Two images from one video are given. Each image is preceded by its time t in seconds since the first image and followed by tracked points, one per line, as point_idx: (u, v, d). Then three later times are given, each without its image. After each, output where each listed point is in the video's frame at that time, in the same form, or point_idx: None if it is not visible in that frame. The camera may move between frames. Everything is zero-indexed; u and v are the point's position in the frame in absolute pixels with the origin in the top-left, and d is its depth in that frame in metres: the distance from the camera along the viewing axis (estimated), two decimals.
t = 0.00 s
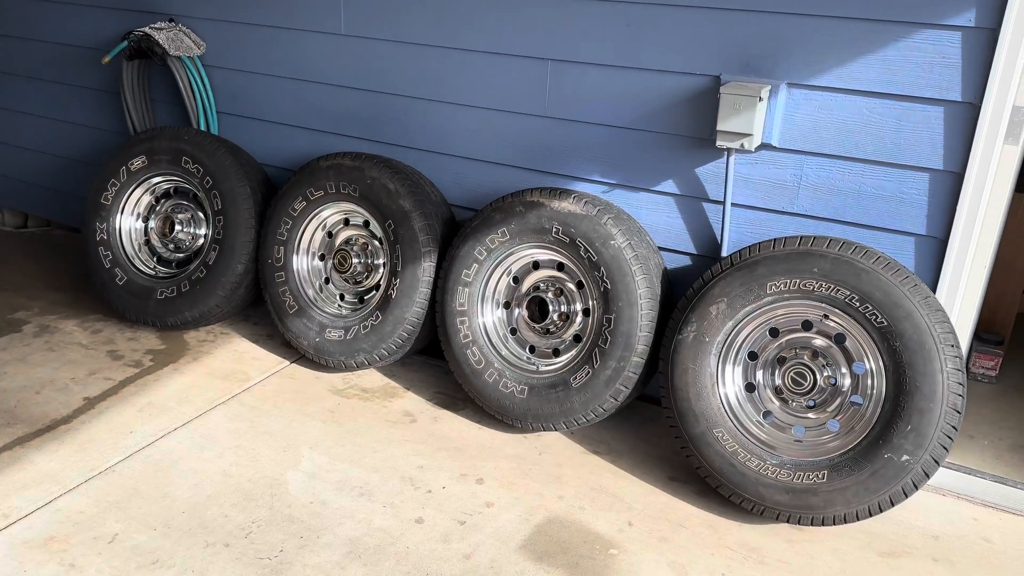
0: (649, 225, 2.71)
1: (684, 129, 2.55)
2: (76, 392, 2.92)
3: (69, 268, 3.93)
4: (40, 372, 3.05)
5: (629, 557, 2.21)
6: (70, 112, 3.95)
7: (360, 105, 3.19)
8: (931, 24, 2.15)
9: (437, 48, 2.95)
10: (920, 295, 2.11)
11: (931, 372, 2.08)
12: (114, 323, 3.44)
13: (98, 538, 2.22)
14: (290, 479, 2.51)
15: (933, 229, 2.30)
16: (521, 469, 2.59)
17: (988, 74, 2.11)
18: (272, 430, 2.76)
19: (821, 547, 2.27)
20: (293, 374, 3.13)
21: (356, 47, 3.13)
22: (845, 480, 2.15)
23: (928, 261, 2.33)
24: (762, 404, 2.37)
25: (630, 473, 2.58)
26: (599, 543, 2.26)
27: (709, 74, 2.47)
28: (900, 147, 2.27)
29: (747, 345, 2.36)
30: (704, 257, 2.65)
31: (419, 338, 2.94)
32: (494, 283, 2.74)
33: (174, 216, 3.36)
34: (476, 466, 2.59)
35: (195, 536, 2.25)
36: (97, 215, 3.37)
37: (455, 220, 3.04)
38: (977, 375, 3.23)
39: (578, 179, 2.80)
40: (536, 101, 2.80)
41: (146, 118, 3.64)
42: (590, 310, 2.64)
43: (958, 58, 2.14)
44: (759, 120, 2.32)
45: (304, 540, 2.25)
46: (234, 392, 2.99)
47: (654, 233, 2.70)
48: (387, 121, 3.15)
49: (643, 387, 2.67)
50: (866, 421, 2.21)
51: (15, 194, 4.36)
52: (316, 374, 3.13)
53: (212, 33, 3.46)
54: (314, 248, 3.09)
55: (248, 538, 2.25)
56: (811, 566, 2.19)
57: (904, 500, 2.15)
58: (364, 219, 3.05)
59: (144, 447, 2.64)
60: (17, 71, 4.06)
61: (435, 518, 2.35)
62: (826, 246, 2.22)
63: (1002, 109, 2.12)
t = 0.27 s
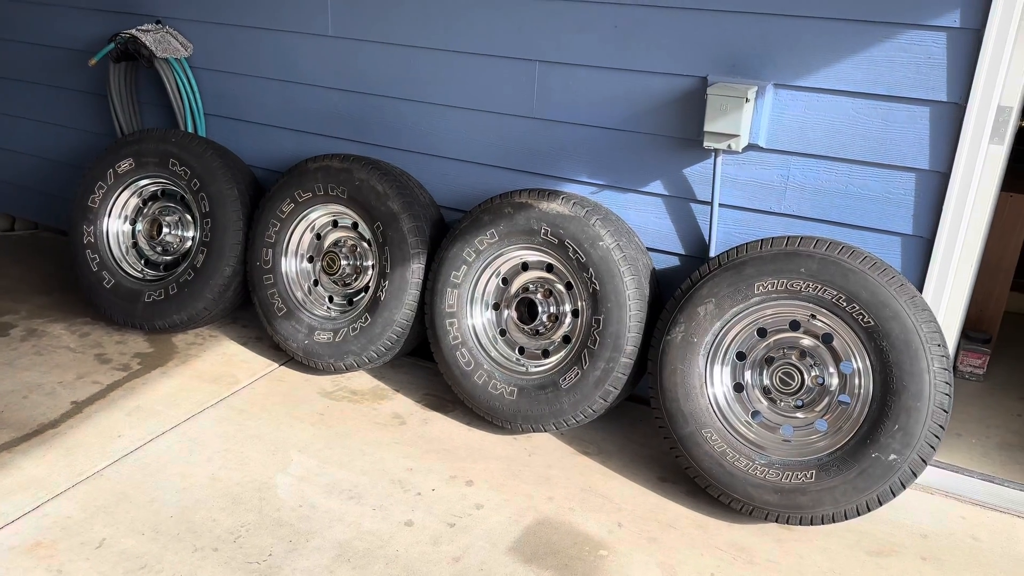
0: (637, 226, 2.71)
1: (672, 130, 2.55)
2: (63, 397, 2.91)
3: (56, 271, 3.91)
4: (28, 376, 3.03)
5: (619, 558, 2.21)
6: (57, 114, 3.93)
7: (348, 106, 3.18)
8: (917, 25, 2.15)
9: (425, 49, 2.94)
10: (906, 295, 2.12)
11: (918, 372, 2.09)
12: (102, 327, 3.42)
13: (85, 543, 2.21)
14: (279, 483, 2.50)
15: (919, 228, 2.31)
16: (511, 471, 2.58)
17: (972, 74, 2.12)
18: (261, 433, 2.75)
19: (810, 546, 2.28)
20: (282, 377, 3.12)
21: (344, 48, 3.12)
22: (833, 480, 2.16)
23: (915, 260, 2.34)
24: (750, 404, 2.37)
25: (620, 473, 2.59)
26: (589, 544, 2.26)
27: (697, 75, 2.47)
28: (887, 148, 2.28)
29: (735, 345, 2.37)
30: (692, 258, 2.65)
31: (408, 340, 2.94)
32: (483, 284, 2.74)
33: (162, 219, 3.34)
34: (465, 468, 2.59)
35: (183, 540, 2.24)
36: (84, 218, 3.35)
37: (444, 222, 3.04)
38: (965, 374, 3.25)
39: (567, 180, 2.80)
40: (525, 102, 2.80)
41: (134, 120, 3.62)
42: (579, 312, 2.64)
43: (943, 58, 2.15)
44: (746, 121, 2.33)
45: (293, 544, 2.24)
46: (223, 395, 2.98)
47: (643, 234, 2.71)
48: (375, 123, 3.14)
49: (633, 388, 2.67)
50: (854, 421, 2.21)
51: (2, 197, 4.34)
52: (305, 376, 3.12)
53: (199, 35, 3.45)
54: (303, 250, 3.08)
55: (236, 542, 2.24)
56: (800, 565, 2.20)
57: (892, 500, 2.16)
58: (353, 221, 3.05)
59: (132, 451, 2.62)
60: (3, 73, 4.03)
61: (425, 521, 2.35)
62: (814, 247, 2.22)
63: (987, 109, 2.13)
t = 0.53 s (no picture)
0: (629, 227, 2.71)
1: (663, 130, 2.55)
2: (53, 400, 2.89)
3: (47, 274, 3.89)
4: (18, 380, 3.01)
5: (612, 559, 2.21)
6: (47, 116, 3.91)
7: (339, 108, 3.17)
8: (907, 24, 2.15)
9: (415, 50, 2.93)
10: (898, 295, 2.12)
11: (909, 371, 2.09)
12: (92, 330, 3.40)
13: (75, 548, 2.20)
14: (271, 486, 2.49)
15: (911, 228, 2.31)
16: (504, 472, 2.58)
17: (962, 74, 2.13)
18: (252, 436, 2.74)
19: (803, 546, 2.28)
20: (274, 379, 3.10)
21: (335, 49, 3.11)
22: (825, 480, 2.15)
23: (906, 260, 2.34)
24: (743, 405, 2.37)
25: (613, 475, 2.58)
26: (582, 546, 2.26)
27: (688, 76, 2.47)
28: (877, 147, 2.28)
29: (728, 346, 2.36)
30: (684, 258, 2.65)
31: (400, 341, 2.93)
32: (475, 285, 2.73)
33: (153, 221, 3.32)
34: (458, 470, 2.58)
35: (174, 545, 2.23)
36: (74, 221, 3.33)
37: (436, 223, 3.03)
38: (957, 373, 3.25)
39: (559, 180, 2.80)
40: (516, 103, 2.79)
41: (124, 122, 3.60)
42: (571, 313, 2.63)
43: (932, 58, 2.15)
44: (737, 120, 2.32)
45: (284, 548, 2.24)
46: (214, 398, 2.96)
47: (635, 234, 2.70)
48: (366, 124, 3.13)
49: (625, 388, 2.67)
50: (846, 421, 2.21)
51: None
52: (297, 379, 3.11)
53: (189, 36, 3.43)
54: (294, 252, 3.07)
55: (228, 546, 2.23)
56: (792, 566, 2.20)
57: (884, 499, 2.16)
58: (345, 223, 3.04)
59: (123, 455, 2.61)
60: None
61: (417, 524, 2.34)
62: (805, 247, 2.22)
63: (977, 108, 2.13)
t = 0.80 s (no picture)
0: (625, 225, 2.71)
1: (659, 129, 2.55)
2: (49, 402, 2.88)
3: (42, 275, 3.88)
4: (14, 381, 3.00)
5: (609, 558, 2.21)
6: (42, 117, 3.90)
7: (334, 107, 3.17)
8: (902, 22, 2.15)
9: (411, 49, 2.93)
10: (893, 292, 2.12)
11: (905, 368, 2.09)
12: (88, 331, 3.40)
13: (72, 549, 2.19)
14: (268, 486, 2.49)
15: (906, 225, 2.31)
16: (501, 471, 2.58)
17: (957, 71, 2.13)
18: (249, 437, 2.73)
19: (800, 544, 2.28)
20: (270, 379, 3.10)
21: (330, 48, 3.10)
22: (822, 477, 2.15)
23: (903, 257, 2.35)
24: (739, 402, 2.37)
25: (610, 473, 2.58)
26: (579, 544, 2.26)
27: (683, 74, 2.47)
28: (873, 145, 2.28)
29: (724, 343, 2.36)
30: (681, 256, 2.65)
31: (397, 341, 2.92)
32: (472, 284, 2.73)
33: (149, 222, 3.32)
34: (455, 469, 2.58)
35: (171, 545, 2.22)
36: (69, 222, 3.33)
37: (432, 223, 3.03)
38: (954, 370, 3.25)
39: (555, 179, 2.80)
40: (512, 102, 2.79)
41: (119, 123, 3.59)
42: (568, 311, 2.63)
43: (927, 55, 2.15)
44: (732, 119, 2.33)
45: (282, 548, 2.23)
46: (211, 398, 2.96)
47: (631, 233, 2.70)
48: (362, 123, 3.13)
49: (622, 387, 2.67)
50: (842, 418, 2.21)
51: None
52: (294, 379, 3.10)
53: (185, 37, 3.42)
54: (291, 252, 3.07)
55: (225, 547, 2.23)
56: (790, 563, 2.20)
57: (881, 497, 2.15)
58: (341, 223, 3.03)
59: (119, 456, 2.60)
60: None
61: (414, 523, 2.34)
62: (801, 244, 2.22)
63: (971, 106, 2.13)
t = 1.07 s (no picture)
0: (624, 225, 2.72)
1: (658, 129, 2.56)
2: (50, 403, 2.89)
3: (43, 277, 3.89)
4: (15, 383, 3.01)
5: (610, 557, 2.22)
6: (42, 119, 3.91)
7: (334, 108, 3.18)
8: (900, 22, 2.16)
9: (411, 50, 2.94)
10: (892, 291, 2.13)
11: (904, 367, 2.10)
12: (89, 333, 3.40)
13: (74, 550, 2.20)
14: (270, 486, 2.50)
15: (905, 225, 2.32)
16: (502, 471, 2.58)
17: (955, 72, 2.14)
18: (250, 437, 2.74)
19: (800, 542, 2.29)
20: (271, 380, 3.11)
21: (330, 50, 3.11)
22: (822, 476, 2.16)
23: (901, 256, 2.36)
24: (739, 402, 2.38)
25: (611, 473, 2.59)
26: (580, 543, 2.27)
27: (682, 75, 2.48)
28: (871, 144, 2.29)
29: (724, 343, 2.37)
30: (680, 256, 2.66)
31: (398, 341, 2.93)
32: (472, 285, 2.74)
33: (149, 224, 3.32)
34: (456, 469, 2.59)
35: (173, 546, 2.23)
36: (70, 224, 3.33)
37: (432, 224, 3.03)
38: (952, 369, 3.26)
39: (554, 180, 2.81)
40: (511, 103, 2.80)
41: (119, 124, 3.60)
42: (568, 311, 2.64)
43: (925, 55, 2.16)
44: (731, 119, 2.34)
45: (283, 548, 2.24)
46: (212, 399, 2.96)
47: (630, 233, 2.71)
48: (362, 125, 3.13)
49: (622, 387, 2.68)
50: (842, 417, 2.22)
51: None
52: (294, 380, 3.11)
53: (184, 39, 3.43)
54: (291, 253, 3.07)
55: (226, 547, 2.23)
56: (790, 562, 2.21)
57: (880, 495, 2.16)
58: (341, 224, 3.04)
59: (121, 457, 2.61)
60: None
61: (416, 523, 2.35)
62: (800, 244, 2.23)
63: (969, 106, 2.14)
